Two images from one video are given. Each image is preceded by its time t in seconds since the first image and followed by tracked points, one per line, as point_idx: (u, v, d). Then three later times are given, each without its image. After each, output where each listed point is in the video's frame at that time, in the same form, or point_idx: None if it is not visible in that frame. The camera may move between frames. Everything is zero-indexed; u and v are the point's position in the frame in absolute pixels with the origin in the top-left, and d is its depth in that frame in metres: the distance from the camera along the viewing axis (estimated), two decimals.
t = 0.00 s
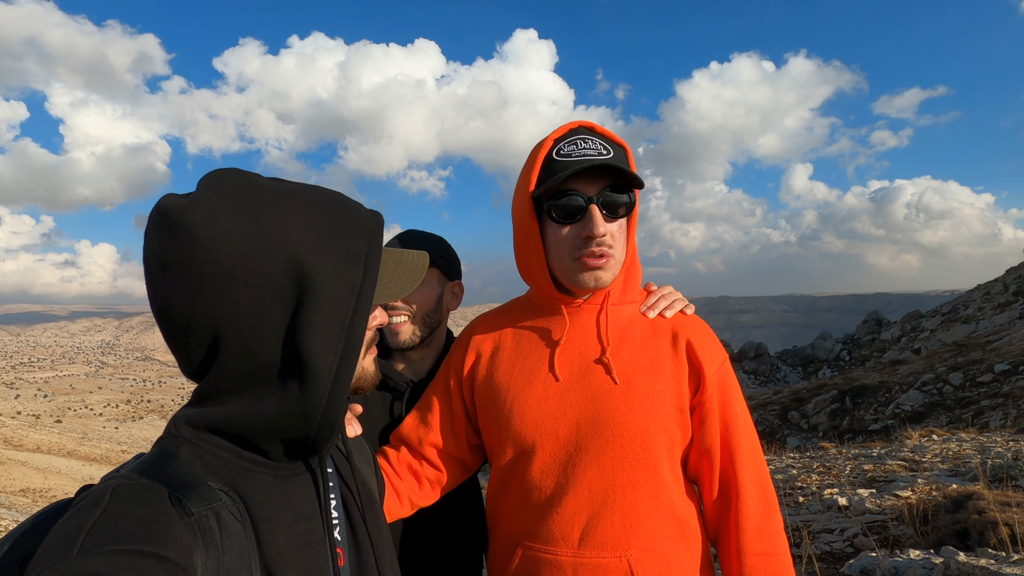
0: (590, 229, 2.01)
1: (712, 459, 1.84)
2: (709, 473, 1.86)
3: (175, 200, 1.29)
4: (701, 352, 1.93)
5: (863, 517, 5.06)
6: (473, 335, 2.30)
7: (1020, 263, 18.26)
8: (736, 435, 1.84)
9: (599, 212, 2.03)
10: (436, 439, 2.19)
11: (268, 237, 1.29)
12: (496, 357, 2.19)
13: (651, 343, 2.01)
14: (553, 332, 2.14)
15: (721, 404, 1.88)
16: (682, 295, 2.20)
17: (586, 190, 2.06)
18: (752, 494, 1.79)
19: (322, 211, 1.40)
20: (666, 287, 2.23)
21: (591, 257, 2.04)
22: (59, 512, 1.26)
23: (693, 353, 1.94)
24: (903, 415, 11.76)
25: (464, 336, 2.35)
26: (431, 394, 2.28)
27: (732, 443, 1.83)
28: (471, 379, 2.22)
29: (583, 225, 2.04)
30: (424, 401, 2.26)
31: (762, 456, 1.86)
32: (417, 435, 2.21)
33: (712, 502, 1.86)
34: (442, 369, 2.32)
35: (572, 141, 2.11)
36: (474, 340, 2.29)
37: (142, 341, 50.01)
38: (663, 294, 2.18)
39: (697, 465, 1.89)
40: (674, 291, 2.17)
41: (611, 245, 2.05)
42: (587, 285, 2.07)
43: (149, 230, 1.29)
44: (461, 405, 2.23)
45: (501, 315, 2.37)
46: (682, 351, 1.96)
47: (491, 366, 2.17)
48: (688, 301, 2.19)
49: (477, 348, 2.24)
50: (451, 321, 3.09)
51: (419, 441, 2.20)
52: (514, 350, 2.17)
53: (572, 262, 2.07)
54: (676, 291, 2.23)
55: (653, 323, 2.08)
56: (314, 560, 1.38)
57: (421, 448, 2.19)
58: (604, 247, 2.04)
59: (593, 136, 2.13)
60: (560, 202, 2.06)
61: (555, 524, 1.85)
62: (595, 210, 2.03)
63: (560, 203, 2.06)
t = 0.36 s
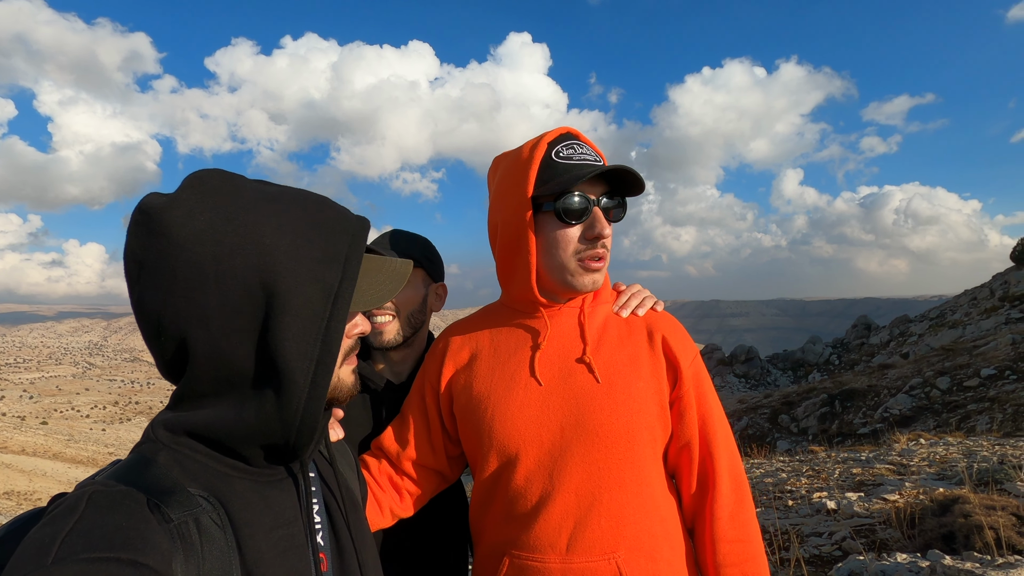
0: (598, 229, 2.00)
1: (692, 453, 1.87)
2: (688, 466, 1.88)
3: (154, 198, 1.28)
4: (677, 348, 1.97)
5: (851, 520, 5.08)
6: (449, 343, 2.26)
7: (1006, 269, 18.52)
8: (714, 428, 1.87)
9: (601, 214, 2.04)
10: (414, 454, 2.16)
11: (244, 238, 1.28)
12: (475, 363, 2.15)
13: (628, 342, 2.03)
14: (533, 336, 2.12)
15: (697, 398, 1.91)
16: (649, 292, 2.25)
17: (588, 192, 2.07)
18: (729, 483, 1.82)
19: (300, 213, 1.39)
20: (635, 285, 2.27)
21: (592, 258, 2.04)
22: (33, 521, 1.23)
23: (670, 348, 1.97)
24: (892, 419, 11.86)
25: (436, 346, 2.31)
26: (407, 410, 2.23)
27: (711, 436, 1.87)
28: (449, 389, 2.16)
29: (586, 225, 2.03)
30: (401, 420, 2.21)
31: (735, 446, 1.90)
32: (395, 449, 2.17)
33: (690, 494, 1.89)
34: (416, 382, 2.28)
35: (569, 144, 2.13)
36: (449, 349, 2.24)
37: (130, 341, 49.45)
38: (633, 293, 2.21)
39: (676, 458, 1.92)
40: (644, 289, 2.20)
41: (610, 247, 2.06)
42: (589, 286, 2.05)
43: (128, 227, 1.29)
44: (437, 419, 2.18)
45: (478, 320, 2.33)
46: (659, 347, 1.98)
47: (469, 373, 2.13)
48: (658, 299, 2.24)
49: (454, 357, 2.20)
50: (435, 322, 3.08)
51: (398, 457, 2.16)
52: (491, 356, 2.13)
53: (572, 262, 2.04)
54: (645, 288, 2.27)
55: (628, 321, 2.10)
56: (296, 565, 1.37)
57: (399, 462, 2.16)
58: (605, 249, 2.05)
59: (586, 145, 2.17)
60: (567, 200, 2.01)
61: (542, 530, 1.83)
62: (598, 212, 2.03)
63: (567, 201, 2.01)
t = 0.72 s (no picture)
0: (605, 233, 2.00)
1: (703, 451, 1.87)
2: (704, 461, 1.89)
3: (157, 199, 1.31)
4: (678, 351, 1.95)
5: (855, 528, 5.04)
6: (446, 346, 2.22)
7: (1012, 277, 18.39)
8: (736, 420, 1.89)
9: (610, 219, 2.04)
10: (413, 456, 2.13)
11: (238, 235, 1.29)
12: (472, 367, 2.12)
13: (628, 345, 2.00)
14: (531, 340, 2.09)
15: (709, 397, 1.91)
16: (646, 295, 2.23)
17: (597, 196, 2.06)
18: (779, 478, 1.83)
19: (298, 214, 1.40)
20: (633, 288, 2.24)
21: (598, 261, 2.03)
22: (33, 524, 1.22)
23: (670, 352, 1.96)
24: (896, 426, 11.78)
25: (434, 344, 2.28)
26: (405, 411, 2.20)
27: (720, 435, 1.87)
28: (447, 393, 2.14)
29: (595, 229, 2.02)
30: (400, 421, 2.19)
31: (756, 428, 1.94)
32: (393, 451, 2.15)
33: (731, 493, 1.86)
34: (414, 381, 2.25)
35: (581, 148, 2.12)
36: (447, 353, 2.21)
37: (134, 339, 49.65)
38: (631, 296, 2.19)
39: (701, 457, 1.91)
40: (642, 292, 2.18)
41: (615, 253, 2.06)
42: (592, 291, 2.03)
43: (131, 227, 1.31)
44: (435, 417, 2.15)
45: (476, 322, 2.30)
46: (659, 350, 1.96)
47: (467, 377, 2.10)
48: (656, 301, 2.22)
49: (451, 360, 2.17)
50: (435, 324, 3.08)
51: (396, 458, 2.14)
52: (490, 359, 2.11)
53: (579, 264, 2.02)
54: (644, 291, 2.24)
55: (627, 325, 2.07)
56: (296, 566, 1.36)
57: (398, 464, 2.14)
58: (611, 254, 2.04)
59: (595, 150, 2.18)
60: (575, 202, 2.00)
61: (542, 536, 1.81)
62: (605, 216, 2.03)
63: (575, 203, 2.00)
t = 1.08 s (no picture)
0: (635, 241, 1.98)
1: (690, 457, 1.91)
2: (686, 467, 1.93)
3: (164, 197, 1.35)
4: (684, 355, 2.01)
5: (857, 533, 5.05)
6: (451, 349, 2.19)
7: (1014, 283, 18.38)
8: (714, 435, 1.92)
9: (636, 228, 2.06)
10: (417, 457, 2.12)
11: (234, 229, 1.32)
12: (479, 372, 2.10)
13: (636, 349, 2.04)
14: (541, 345, 2.10)
15: (699, 404, 1.96)
16: (645, 296, 2.25)
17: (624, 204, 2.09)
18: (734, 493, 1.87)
19: (297, 208, 1.44)
20: (634, 291, 2.26)
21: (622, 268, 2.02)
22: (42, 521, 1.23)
23: (676, 356, 2.01)
24: (898, 432, 11.78)
25: (437, 345, 2.25)
26: (409, 414, 2.18)
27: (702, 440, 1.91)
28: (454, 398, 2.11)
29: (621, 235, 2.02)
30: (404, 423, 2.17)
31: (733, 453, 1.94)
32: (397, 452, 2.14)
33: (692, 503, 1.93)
34: (418, 382, 2.22)
35: (603, 153, 2.15)
36: (452, 355, 2.18)
37: (135, 338, 49.74)
38: (634, 299, 2.21)
39: (679, 463, 1.94)
40: (644, 296, 2.21)
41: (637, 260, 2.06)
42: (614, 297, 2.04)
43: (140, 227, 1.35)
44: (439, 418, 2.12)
45: (480, 324, 2.28)
46: (666, 354, 2.02)
47: (473, 380, 2.08)
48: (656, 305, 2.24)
49: (458, 363, 2.15)
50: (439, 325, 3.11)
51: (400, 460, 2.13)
52: (498, 362, 2.10)
53: (602, 271, 2.01)
54: (645, 296, 2.25)
55: (632, 330, 2.11)
56: (299, 564, 1.38)
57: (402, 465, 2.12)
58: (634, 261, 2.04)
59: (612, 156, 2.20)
60: (609, 208, 1.98)
61: (559, 542, 1.80)
62: (632, 223, 2.02)
63: (609, 209, 1.98)
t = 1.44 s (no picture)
0: (638, 235, 2.04)
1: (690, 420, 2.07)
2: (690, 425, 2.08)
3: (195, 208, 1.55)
4: (674, 337, 2.10)
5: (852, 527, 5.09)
6: (444, 351, 2.04)
7: (1007, 279, 18.53)
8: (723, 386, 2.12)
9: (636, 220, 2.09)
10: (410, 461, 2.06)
11: (211, 219, 1.45)
12: (481, 373, 1.98)
13: (631, 335, 2.09)
14: (544, 342, 2.03)
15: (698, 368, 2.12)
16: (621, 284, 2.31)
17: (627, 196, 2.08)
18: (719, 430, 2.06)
19: (275, 192, 1.51)
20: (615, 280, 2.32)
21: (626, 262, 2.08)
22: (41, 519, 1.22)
23: (668, 338, 2.10)
24: (890, 427, 11.89)
25: (422, 344, 2.11)
26: (398, 418, 2.09)
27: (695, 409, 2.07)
28: (453, 402, 1.99)
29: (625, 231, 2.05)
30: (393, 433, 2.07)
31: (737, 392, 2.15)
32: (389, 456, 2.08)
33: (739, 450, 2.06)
34: (407, 387, 2.09)
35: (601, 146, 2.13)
36: (446, 357, 2.03)
37: (128, 334, 49.46)
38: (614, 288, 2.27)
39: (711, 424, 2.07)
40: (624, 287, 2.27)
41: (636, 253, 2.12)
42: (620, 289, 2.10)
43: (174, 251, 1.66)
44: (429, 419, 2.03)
45: (471, 323, 2.14)
46: (660, 339, 2.10)
47: (472, 382, 1.97)
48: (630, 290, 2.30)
49: (454, 365, 2.01)
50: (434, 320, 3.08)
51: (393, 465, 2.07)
52: (499, 360, 2.00)
53: (613, 267, 2.03)
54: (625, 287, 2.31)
55: (620, 316, 2.17)
56: (301, 561, 1.36)
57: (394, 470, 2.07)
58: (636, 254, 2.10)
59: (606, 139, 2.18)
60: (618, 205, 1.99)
61: (584, 539, 1.77)
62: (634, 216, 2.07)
63: (618, 206, 1.99)
